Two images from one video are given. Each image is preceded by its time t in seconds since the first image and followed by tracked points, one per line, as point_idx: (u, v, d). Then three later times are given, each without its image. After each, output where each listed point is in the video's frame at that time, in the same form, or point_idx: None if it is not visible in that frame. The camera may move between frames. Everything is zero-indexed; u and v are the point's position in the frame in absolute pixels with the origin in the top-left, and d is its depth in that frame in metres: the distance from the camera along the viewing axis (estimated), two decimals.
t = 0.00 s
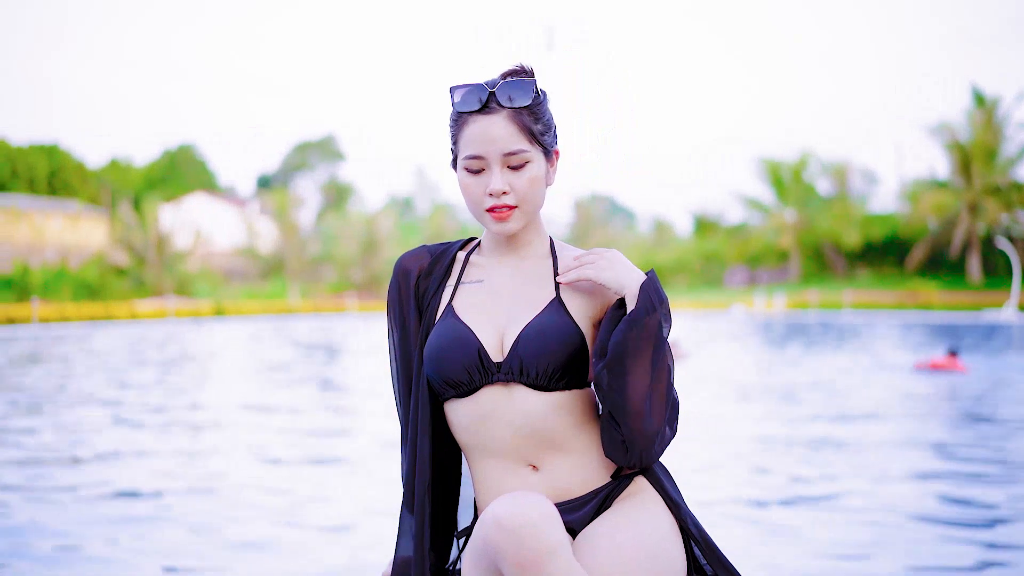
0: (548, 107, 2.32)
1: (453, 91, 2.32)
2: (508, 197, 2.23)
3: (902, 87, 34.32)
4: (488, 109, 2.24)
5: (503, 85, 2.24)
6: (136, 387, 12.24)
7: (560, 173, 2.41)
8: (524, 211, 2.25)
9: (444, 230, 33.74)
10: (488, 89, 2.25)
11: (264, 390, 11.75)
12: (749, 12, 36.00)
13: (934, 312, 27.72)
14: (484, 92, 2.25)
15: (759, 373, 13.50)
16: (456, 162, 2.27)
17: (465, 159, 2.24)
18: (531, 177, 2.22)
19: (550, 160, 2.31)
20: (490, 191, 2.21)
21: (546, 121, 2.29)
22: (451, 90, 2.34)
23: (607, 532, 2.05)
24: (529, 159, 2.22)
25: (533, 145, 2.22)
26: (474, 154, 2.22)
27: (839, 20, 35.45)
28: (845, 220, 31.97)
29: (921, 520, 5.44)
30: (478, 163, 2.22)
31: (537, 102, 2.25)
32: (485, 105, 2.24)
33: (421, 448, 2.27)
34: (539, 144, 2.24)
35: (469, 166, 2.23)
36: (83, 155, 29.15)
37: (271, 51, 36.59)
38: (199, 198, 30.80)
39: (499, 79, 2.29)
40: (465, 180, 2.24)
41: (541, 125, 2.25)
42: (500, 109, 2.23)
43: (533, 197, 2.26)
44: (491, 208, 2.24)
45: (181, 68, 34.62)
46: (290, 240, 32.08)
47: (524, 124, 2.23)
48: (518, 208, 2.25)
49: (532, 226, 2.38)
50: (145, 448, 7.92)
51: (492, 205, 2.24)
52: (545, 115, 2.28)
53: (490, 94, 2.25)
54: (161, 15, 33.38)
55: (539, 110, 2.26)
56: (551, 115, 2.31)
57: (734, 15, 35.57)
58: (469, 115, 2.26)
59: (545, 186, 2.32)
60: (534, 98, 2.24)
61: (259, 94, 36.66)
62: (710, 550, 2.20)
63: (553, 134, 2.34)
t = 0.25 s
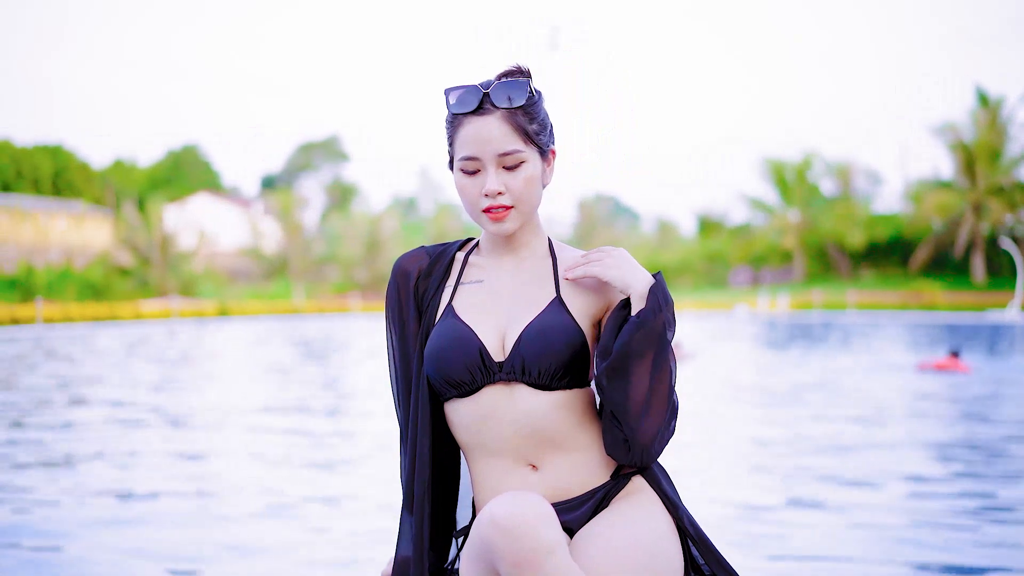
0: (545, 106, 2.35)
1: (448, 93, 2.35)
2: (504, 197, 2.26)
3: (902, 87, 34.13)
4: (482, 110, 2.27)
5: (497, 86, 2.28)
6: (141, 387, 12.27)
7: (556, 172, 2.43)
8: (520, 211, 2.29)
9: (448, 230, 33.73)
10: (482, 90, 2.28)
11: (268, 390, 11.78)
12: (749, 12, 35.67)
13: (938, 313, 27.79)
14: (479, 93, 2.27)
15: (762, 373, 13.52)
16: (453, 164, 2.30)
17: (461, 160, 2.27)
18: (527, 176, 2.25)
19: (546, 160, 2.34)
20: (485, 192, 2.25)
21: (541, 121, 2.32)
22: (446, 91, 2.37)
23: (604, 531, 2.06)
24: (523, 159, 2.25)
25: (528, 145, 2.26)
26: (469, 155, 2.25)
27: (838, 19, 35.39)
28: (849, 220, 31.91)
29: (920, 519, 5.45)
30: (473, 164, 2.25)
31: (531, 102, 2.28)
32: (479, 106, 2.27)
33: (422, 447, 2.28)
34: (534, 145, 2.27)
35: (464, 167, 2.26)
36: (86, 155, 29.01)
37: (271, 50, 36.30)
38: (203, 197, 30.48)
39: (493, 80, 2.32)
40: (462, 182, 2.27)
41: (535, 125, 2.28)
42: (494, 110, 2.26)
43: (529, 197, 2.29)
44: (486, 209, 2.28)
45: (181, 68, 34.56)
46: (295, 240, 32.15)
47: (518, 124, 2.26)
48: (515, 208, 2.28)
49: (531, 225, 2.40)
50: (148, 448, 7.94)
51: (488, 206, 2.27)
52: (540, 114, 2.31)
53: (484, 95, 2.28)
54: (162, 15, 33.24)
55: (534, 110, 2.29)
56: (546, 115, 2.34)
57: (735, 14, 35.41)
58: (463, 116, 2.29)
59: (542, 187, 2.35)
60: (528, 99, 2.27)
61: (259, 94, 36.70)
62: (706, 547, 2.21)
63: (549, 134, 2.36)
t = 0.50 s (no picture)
0: (541, 106, 2.36)
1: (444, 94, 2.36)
2: (500, 197, 2.28)
3: (902, 87, 33.94)
4: (476, 111, 2.29)
5: (491, 86, 2.29)
6: (146, 387, 12.26)
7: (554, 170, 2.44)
8: (516, 211, 2.31)
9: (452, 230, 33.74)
10: (476, 91, 2.29)
11: (275, 390, 11.79)
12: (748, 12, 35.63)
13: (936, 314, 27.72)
14: (472, 95, 2.29)
15: (767, 373, 13.49)
16: (449, 164, 2.32)
17: (457, 161, 2.29)
18: (522, 176, 2.27)
19: (542, 159, 2.36)
20: (482, 192, 2.26)
21: (537, 120, 2.33)
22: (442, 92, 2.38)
23: (600, 532, 2.07)
24: (519, 159, 2.27)
25: (523, 144, 2.27)
26: (465, 156, 2.27)
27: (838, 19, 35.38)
28: (853, 220, 31.85)
29: (919, 519, 5.45)
30: (468, 165, 2.28)
31: (526, 101, 2.29)
32: (473, 107, 2.29)
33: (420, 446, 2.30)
34: (530, 144, 2.28)
35: (461, 168, 2.28)
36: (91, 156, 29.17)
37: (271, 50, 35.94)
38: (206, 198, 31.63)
39: (488, 80, 2.34)
40: (458, 183, 2.29)
41: (531, 125, 2.29)
42: (488, 110, 2.28)
43: (526, 196, 2.31)
44: (483, 209, 2.29)
45: (181, 68, 33.74)
46: (297, 240, 32.22)
47: (513, 123, 2.27)
48: (511, 208, 2.30)
49: (528, 224, 2.41)
50: (152, 449, 7.94)
51: (485, 206, 2.29)
52: (536, 112, 2.32)
53: (478, 96, 2.29)
54: (162, 15, 32.06)
55: (530, 108, 2.30)
56: (543, 114, 2.35)
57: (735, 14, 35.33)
58: (459, 116, 2.30)
59: (539, 185, 2.36)
60: (522, 98, 2.28)
61: (259, 94, 35.87)
62: (700, 544, 2.23)
63: (546, 132, 2.37)
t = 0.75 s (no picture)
0: (535, 103, 2.52)
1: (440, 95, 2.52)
2: (497, 195, 2.43)
3: (901, 87, 34.45)
4: (471, 110, 2.45)
5: (485, 86, 2.44)
6: (153, 386, 12.33)
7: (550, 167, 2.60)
8: (513, 209, 2.46)
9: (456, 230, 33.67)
10: (470, 90, 2.45)
11: (282, 389, 11.87)
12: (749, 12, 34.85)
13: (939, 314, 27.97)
14: (468, 94, 2.44)
15: (771, 373, 13.50)
16: (446, 163, 2.48)
17: (453, 160, 2.45)
18: (518, 174, 2.42)
19: (538, 156, 2.51)
20: (478, 191, 2.41)
21: (530, 118, 2.49)
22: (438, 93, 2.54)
23: (595, 531, 2.22)
24: (515, 157, 2.42)
25: (518, 142, 2.43)
26: (460, 156, 2.43)
27: (838, 19, 35.27)
28: (857, 220, 31.79)
29: (910, 514, 5.56)
30: (465, 164, 2.43)
31: (519, 99, 2.45)
32: (468, 106, 2.45)
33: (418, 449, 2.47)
34: (525, 142, 2.44)
35: (457, 167, 2.44)
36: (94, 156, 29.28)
37: (271, 51, 34.44)
38: (209, 197, 30.47)
39: (482, 81, 2.49)
40: (455, 181, 2.45)
41: (525, 122, 2.45)
42: (483, 109, 2.43)
43: (522, 194, 2.46)
44: (480, 208, 2.45)
45: (181, 68, 33.94)
46: (300, 239, 32.19)
47: (509, 123, 2.42)
48: (508, 205, 2.45)
49: (525, 223, 2.57)
50: (159, 447, 8.04)
51: (481, 204, 2.44)
52: (530, 110, 2.47)
53: (473, 95, 2.45)
54: (162, 14, 32.67)
55: (524, 106, 2.46)
56: (537, 112, 2.50)
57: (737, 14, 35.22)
58: (453, 117, 2.46)
59: (535, 182, 2.51)
60: (515, 97, 2.44)
61: (259, 94, 35.17)
62: (692, 533, 2.39)
63: (541, 129, 2.53)
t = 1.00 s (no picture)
0: (533, 101, 2.53)
1: (436, 96, 2.53)
2: (495, 194, 2.45)
3: (902, 87, 33.96)
4: (467, 110, 2.46)
5: (480, 86, 2.46)
6: (152, 387, 12.29)
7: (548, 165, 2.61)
8: (511, 208, 2.48)
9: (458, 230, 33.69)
10: (467, 90, 2.47)
11: (283, 390, 11.86)
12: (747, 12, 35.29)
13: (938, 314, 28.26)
14: (464, 94, 2.46)
15: (772, 373, 13.49)
16: (444, 163, 2.49)
17: (451, 160, 2.46)
18: (516, 173, 2.44)
19: (536, 154, 2.53)
20: (476, 190, 2.43)
21: (527, 116, 2.50)
22: (435, 93, 2.56)
23: (594, 531, 2.23)
24: (512, 156, 2.44)
25: (515, 141, 2.44)
26: (458, 156, 2.44)
27: (839, 19, 35.16)
28: (860, 221, 31.82)
29: (912, 514, 5.60)
30: (462, 164, 2.45)
31: (515, 98, 2.46)
32: (464, 106, 2.46)
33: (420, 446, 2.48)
34: (523, 140, 2.45)
35: (455, 167, 2.46)
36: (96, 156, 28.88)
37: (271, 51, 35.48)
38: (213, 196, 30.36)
39: (477, 81, 2.51)
40: (453, 181, 2.46)
41: (523, 120, 2.46)
42: (479, 108, 2.45)
43: (520, 192, 2.48)
44: (479, 206, 2.46)
45: (181, 68, 33.96)
46: (304, 239, 32.15)
47: (505, 122, 2.44)
48: (506, 204, 2.47)
49: (525, 221, 2.59)
50: (160, 447, 8.03)
51: (480, 203, 2.46)
52: (527, 108, 2.49)
53: (469, 95, 2.47)
54: (161, 14, 33.13)
55: (520, 105, 2.47)
56: (534, 110, 2.52)
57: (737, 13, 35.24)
58: (450, 117, 2.48)
59: (533, 181, 2.53)
60: (510, 95, 2.45)
61: (259, 94, 35.49)
62: (690, 532, 2.42)
63: (539, 127, 2.54)
